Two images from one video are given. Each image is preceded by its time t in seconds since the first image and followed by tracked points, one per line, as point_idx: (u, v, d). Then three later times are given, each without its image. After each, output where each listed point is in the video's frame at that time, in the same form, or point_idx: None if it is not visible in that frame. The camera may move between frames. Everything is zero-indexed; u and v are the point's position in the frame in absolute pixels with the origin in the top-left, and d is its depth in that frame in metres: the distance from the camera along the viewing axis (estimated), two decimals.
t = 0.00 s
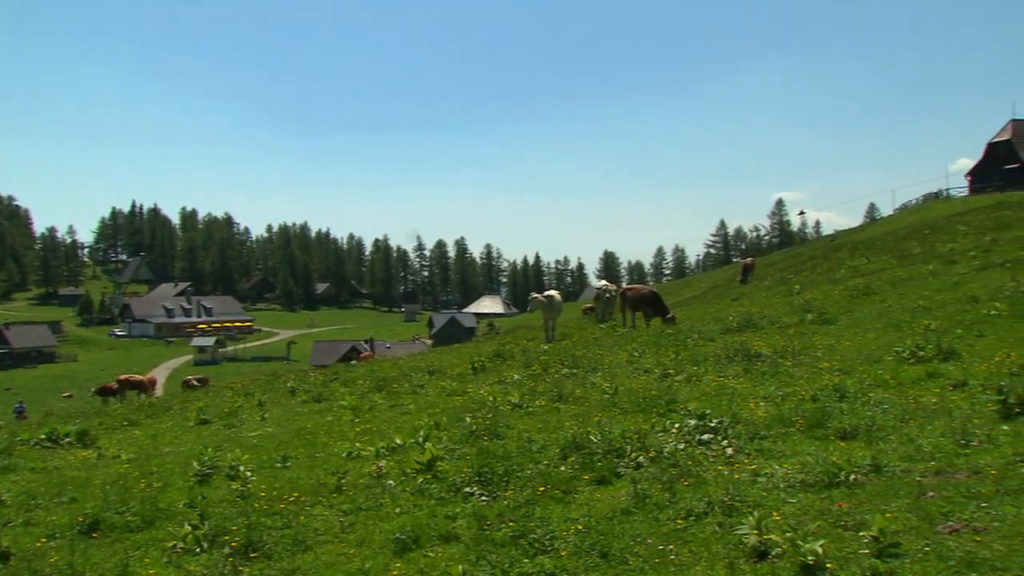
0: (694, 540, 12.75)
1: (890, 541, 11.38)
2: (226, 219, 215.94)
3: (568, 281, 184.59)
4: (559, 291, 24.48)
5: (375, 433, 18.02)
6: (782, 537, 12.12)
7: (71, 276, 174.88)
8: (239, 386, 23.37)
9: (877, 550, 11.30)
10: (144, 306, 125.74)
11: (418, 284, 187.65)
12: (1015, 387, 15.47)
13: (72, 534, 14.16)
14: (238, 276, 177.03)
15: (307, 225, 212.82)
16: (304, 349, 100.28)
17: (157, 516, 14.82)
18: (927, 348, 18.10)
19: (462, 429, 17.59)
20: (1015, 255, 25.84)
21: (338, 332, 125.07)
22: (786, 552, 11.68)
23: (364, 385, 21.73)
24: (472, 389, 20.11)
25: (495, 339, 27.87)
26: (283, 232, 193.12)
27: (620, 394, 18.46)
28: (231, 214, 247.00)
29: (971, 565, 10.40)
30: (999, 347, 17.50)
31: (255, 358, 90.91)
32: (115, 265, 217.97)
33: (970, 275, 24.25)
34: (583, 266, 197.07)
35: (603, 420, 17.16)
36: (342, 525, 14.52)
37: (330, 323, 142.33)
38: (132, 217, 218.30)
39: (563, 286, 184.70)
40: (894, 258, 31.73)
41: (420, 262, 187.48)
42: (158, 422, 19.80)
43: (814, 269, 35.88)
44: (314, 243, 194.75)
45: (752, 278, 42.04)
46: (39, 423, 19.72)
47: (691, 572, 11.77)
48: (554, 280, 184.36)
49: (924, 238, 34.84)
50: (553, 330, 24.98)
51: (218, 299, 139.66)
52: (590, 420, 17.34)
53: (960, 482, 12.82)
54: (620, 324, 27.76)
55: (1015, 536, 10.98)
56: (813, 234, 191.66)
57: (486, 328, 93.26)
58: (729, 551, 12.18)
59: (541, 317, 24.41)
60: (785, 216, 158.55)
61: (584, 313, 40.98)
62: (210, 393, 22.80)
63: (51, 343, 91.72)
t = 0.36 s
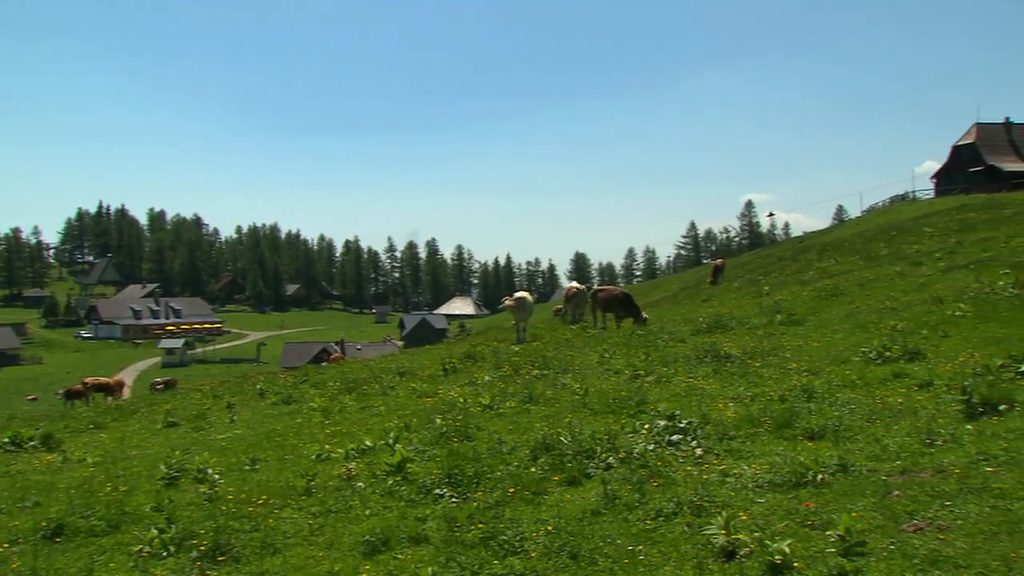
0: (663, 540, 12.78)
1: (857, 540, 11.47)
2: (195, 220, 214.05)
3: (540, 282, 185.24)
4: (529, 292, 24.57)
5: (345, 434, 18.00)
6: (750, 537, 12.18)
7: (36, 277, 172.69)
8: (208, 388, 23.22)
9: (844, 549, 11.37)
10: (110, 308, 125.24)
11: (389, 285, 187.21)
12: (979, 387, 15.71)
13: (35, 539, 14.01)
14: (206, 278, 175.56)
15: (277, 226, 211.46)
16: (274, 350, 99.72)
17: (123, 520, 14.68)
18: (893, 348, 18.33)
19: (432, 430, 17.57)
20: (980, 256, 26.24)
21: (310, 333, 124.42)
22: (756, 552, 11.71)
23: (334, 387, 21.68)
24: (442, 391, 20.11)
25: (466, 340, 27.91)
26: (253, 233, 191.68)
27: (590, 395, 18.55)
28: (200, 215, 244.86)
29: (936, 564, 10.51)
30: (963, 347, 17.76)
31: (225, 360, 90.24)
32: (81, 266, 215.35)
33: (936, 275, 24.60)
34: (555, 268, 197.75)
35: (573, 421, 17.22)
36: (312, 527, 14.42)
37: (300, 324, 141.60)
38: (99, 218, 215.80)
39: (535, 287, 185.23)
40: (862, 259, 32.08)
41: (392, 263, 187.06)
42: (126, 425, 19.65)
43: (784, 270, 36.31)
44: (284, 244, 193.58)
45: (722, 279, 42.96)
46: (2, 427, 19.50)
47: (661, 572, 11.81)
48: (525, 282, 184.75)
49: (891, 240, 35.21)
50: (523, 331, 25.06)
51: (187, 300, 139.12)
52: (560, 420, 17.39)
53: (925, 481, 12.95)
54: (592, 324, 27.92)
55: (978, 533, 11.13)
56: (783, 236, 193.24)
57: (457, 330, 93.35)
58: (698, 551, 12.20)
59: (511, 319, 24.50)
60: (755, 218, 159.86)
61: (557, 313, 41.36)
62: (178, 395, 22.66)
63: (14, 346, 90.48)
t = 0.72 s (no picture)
0: (634, 541, 12.79)
1: (826, 539, 11.54)
2: (165, 221, 212.05)
3: (513, 283, 185.52)
4: (502, 295, 24.64)
5: (317, 436, 17.93)
6: (721, 537, 12.22)
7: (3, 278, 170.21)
8: (179, 391, 23.06)
9: (813, 548, 11.44)
10: (80, 311, 124.60)
11: (361, 287, 187.10)
12: (946, 387, 15.91)
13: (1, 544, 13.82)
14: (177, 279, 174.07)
15: (249, 226, 210.10)
16: (247, 352, 99.20)
17: (92, 524, 14.55)
18: (863, 349, 18.52)
19: (405, 432, 17.54)
20: (948, 258, 26.56)
21: (282, 335, 123.83)
22: (726, 552, 11.75)
23: (306, 389, 21.57)
24: (415, 392, 20.09)
25: (439, 342, 27.90)
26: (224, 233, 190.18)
27: (563, 396, 18.60)
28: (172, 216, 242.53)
29: (902, 562, 10.61)
30: (931, 347, 17.98)
31: (196, 362, 89.60)
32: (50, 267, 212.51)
33: (905, 277, 24.89)
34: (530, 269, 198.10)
35: (545, 422, 17.27)
36: (283, 530, 14.33)
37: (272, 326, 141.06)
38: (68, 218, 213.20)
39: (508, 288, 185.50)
40: (832, 261, 32.40)
41: (364, 265, 186.92)
42: (94, 428, 19.48)
43: (757, 271, 36.58)
44: (256, 245, 192.29)
45: (695, 279, 43.56)
46: None
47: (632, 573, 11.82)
48: (499, 283, 184.94)
49: (861, 241, 35.62)
50: (497, 333, 25.10)
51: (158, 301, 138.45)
52: (532, 421, 17.43)
53: (894, 481, 13.07)
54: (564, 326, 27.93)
55: (945, 531, 11.24)
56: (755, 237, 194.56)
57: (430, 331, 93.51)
58: (669, 551, 12.23)
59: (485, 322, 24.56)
60: (727, 219, 160.87)
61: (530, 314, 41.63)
62: (147, 397, 22.47)
63: None
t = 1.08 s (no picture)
0: (606, 541, 12.79)
1: (796, 538, 11.62)
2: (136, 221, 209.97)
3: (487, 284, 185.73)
4: (476, 296, 24.67)
5: (289, 438, 17.86)
6: (692, 537, 12.26)
7: None
8: (149, 393, 22.87)
9: (783, 548, 11.48)
10: (48, 312, 123.56)
11: (334, 288, 187.27)
12: (915, 387, 16.07)
13: None
14: (148, 280, 172.50)
15: (221, 227, 208.71)
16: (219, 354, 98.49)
17: (59, 528, 14.42)
18: (833, 349, 18.69)
19: (377, 434, 17.50)
20: (918, 258, 26.89)
21: (254, 337, 123.15)
22: (696, 552, 11.78)
23: (278, 391, 21.47)
24: (388, 394, 20.08)
25: (412, 343, 27.89)
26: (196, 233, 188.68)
27: (536, 397, 18.63)
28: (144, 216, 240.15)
29: (870, 560, 10.68)
30: (900, 348, 18.20)
31: (167, 364, 88.81)
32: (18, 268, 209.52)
33: (875, 278, 25.15)
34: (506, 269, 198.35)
35: (517, 424, 17.30)
36: (254, 533, 14.23)
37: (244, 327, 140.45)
38: (36, 219, 210.34)
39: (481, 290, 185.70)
40: (803, 262, 32.70)
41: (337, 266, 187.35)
42: (63, 431, 19.31)
43: (729, 272, 36.83)
44: (228, 246, 191.04)
45: (668, 280, 43.88)
46: None
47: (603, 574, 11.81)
48: (473, 283, 185.09)
49: (832, 243, 35.95)
50: (470, 334, 25.12)
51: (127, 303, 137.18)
52: (505, 423, 17.44)
53: (863, 481, 13.19)
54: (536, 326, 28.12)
55: (913, 530, 11.30)
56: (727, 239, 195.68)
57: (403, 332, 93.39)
58: (640, 552, 12.25)
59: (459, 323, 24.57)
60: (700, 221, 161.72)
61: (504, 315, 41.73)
62: (117, 400, 22.30)
63: None
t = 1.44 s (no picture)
0: (579, 543, 12.81)
1: (768, 539, 11.69)
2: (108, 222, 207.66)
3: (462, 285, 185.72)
4: (450, 297, 24.63)
5: (262, 441, 17.79)
6: (666, 537, 12.29)
7: None
8: (121, 396, 22.68)
9: (756, 548, 11.55)
10: (17, 314, 122.68)
11: (308, 290, 187.35)
12: (887, 387, 16.20)
13: None
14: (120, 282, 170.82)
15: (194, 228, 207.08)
16: (193, 356, 97.78)
17: (28, 533, 14.26)
18: (806, 350, 18.84)
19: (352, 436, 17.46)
20: (890, 260, 27.16)
21: (228, 338, 122.38)
22: (669, 553, 11.82)
23: (252, 393, 21.36)
24: (362, 396, 20.04)
25: (386, 346, 27.85)
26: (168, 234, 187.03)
27: (510, 399, 18.65)
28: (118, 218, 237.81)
29: (841, 560, 10.74)
30: (872, 348, 18.40)
31: (139, 366, 88.00)
32: None
33: (848, 279, 25.38)
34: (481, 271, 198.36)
35: (492, 425, 17.31)
36: (226, 536, 14.14)
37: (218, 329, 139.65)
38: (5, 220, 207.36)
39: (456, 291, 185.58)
40: (777, 263, 32.95)
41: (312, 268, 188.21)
42: (32, 434, 19.13)
43: (704, 274, 37.01)
44: (201, 247, 189.63)
45: (643, 282, 44.17)
46: None
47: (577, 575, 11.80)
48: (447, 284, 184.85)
49: (805, 245, 36.25)
50: (445, 334, 25.11)
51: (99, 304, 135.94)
52: (479, 424, 17.45)
53: (834, 481, 13.29)
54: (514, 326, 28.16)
55: (884, 530, 11.38)
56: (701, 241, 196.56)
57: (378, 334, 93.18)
58: (614, 553, 12.26)
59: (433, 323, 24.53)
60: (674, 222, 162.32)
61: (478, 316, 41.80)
62: (88, 402, 22.13)
63: None
